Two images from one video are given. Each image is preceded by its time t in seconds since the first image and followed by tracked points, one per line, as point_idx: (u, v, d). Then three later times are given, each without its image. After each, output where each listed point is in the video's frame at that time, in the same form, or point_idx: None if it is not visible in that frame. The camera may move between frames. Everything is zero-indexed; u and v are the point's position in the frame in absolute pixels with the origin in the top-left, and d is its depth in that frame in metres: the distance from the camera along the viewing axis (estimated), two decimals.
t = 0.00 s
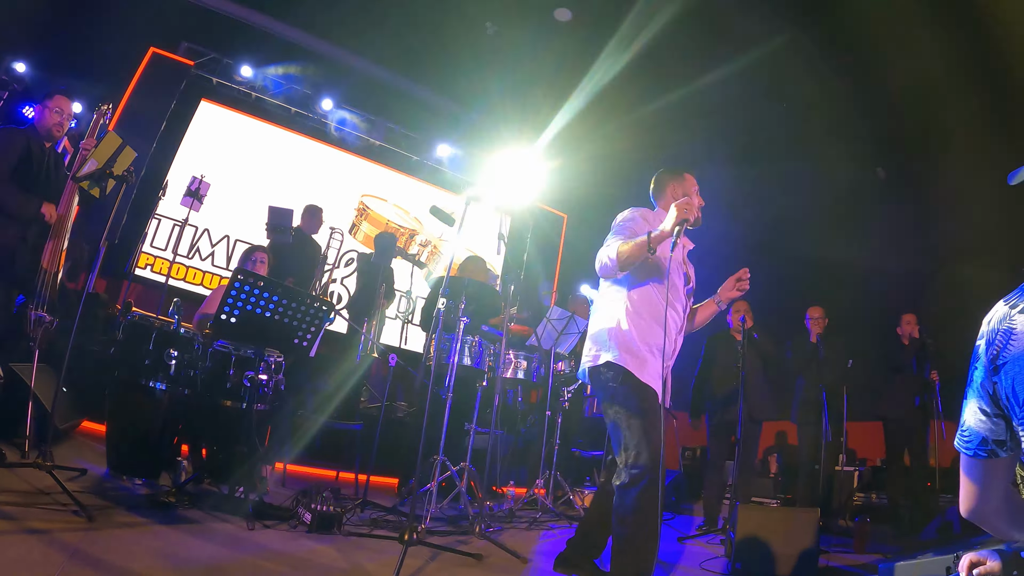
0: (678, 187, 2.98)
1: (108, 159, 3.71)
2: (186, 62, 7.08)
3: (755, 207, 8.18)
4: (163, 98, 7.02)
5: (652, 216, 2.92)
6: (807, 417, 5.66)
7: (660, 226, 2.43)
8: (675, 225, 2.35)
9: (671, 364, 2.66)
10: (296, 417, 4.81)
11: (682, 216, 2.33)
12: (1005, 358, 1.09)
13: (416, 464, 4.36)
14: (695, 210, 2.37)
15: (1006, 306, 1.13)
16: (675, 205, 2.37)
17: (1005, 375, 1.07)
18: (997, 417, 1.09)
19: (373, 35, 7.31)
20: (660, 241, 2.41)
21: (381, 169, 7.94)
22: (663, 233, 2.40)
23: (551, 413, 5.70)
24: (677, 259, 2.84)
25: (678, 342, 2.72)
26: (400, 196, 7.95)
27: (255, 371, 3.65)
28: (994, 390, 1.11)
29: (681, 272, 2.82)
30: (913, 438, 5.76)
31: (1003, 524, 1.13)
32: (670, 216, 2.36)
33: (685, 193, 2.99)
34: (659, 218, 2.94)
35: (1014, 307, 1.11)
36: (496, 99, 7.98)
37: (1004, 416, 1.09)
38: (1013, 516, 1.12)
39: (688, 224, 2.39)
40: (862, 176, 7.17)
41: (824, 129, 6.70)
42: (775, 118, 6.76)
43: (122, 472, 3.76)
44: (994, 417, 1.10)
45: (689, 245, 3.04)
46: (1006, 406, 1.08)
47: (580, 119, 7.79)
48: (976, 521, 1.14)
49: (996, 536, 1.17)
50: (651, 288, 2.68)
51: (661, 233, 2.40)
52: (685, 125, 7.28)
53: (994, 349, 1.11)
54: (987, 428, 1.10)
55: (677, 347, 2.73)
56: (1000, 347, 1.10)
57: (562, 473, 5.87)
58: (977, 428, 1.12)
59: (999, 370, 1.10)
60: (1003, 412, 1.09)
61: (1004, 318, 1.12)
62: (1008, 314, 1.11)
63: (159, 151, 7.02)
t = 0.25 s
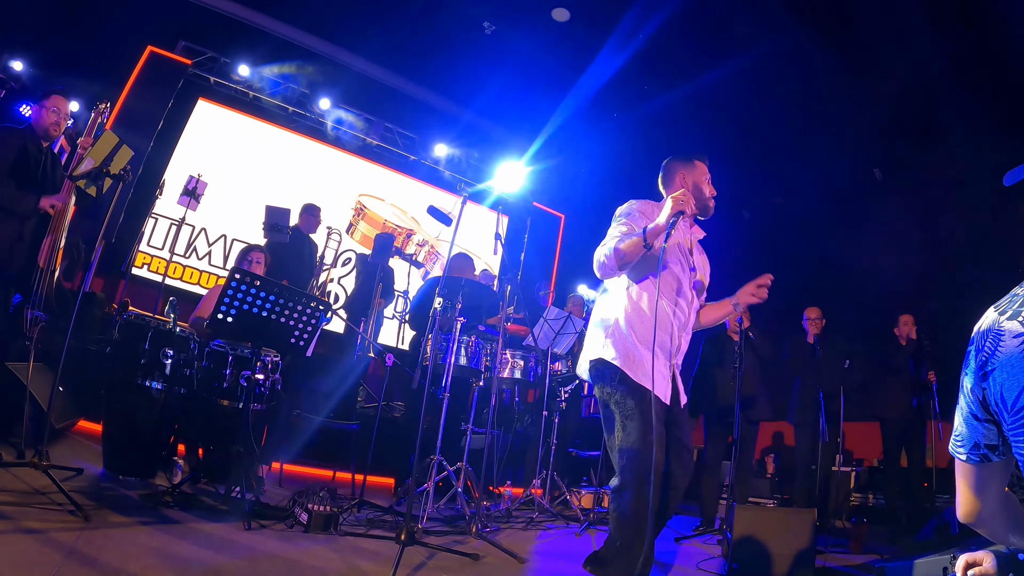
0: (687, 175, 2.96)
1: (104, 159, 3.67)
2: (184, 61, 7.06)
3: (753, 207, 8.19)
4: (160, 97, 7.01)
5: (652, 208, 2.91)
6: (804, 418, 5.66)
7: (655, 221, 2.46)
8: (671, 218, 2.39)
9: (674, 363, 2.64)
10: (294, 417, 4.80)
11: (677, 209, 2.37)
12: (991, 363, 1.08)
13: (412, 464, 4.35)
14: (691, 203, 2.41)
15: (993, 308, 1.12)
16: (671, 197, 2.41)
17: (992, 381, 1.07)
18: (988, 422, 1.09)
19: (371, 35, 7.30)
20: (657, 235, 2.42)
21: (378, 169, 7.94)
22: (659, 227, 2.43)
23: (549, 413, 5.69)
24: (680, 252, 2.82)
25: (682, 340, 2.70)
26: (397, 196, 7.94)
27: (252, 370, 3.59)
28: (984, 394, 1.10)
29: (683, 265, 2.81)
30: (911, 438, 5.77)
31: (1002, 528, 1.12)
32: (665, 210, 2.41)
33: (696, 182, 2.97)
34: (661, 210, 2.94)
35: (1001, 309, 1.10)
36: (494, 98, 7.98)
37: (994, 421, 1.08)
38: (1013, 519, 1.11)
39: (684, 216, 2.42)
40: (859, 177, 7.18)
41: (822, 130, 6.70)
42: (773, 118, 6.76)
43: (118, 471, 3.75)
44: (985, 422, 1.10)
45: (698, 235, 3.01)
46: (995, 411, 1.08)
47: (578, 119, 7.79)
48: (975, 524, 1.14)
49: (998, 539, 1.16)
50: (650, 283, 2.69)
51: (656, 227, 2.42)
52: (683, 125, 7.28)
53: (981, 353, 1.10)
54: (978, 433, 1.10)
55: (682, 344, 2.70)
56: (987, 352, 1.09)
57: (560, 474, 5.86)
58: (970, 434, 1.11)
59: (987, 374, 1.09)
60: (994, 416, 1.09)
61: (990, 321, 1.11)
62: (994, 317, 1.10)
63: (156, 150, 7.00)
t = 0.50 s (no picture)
0: (694, 172, 2.96)
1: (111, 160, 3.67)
2: (187, 61, 7.07)
3: (756, 208, 8.18)
4: (165, 97, 7.03)
5: (660, 211, 2.90)
6: (808, 418, 5.66)
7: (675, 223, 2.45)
8: (691, 217, 2.40)
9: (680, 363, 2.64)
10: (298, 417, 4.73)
11: (697, 208, 2.39)
12: (992, 371, 1.09)
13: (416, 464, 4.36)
14: (708, 203, 2.43)
15: (993, 319, 1.14)
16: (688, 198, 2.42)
17: (993, 390, 1.08)
18: (988, 430, 1.10)
19: (374, 36, 7.32)
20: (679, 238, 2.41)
21: (382, 169, 7.95)
22: (679, 228, 2.42)
23: (552, 413, 5.69)
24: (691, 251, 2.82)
25: (689, 341, 2.69)
26: (400, 196, 7.96)
27: (256, 370, 3.61)
28: (985, 403, 1.12)
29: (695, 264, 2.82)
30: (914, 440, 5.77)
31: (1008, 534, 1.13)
32: (684, 211, 2.42)
33: (703, 178, 2.96)
34: (668, 212, 2.94)
35: (1000, 319, 1.12)
36: (498, 99, 7.98)
37: (995, 428, 1.10)
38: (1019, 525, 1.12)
39: (702, 216, 2.45)
40: (862, 178, 7.18)
41: (825, 130, 6.70)
42: (776, 119, 6.76)
43: (122, 471, 3.73)
44: (987, 430, 1.11)
45: (707, 232, 3.01)
46: (996, 419, 1.09)
47: (581, 120, 7.80)
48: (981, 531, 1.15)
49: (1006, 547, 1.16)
50: (665, 286, 2.70)
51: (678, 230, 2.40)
52: (687, 126, 7.29)
53: (981, 362, 1.12)
54: (981, 441, 1.11)
55: (689, 344, 2.70)
56: (986, 361, 1.11)
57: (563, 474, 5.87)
58: (973, 441, 1.12)
59: (987, 383, 1.10)
60: (995, 424, 1.10)
61: (991, 331, 1.12)
62: (993, 328, 1.12)
63: (160, 150, 7.02)
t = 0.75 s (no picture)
0: (692, 179, 2.96)
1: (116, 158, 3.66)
2: (194, 61, 7.12)
3: (761, 208, 8.18)
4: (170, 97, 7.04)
5: (660, 218, 2.90)
6: (813, 419, 5.64)
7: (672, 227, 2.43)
8: (689, 222, 2.37)
9: (687, 365, 2.63)
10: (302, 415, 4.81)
11: (694, 214, 2.35)
12: (991, 372, 1.09)
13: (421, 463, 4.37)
14: (706, 208, 2.40)
15: (994, 321, 1.14)
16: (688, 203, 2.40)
17: (992, 389, 1.09)
18: (991, 429, 1.10)
19: (380, 35, 7.33)
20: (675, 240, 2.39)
21: (386, 169, 7.95)
22: (676, 232, 2.40)
23: (557, 413, 5.69)
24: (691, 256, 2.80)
25: (694, 344, 2.68)
26: (404, 195, 7.96)
27: (262, 369, 3.67)
28: (987, 402, 1.11)
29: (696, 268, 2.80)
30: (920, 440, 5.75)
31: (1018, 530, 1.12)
32: (682, 216, 2.39)
33: (701, 186, 2.96)
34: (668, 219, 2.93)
35: (1000, 320, 1.12)
36: (503, 99, 7.99)
37: (998, 427, 1.09)
38: None
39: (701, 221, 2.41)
40: (868, 178, 7.16)
41: (831, 130, 6.69)
42: (782, 119, 6.74)
43: (128, 470, 3.72)
44: (990, 428, 1.11)
45: (707, 239, 3.00)
46: (998, 418, 1.09)
47: (586, 120, 7.80)
48: (990, 528, 1.14)
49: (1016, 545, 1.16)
50: (666, 286, 2.68)
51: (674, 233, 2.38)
52: (691, 126, 7.28)
53: (982, 363, 1.12)
54: (985, 439, 1.11)
55: (695, 347, 2.68)
56: (986, 361, 1.11)
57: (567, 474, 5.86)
58: (977, 440, 1.12)
59: (987, 383, 1.10)
60: (997, 423, 1.09)
61: (992, 331, 1.12)
62: (994, 328, 1.12)
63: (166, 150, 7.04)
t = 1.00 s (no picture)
0: (684, 194, 2.96)
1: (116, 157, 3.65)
2: (194, 61, 7.11)
3: (761, 209, 8.19)
4: (170, 97, 7.04)
5: (661, 226, 2.89)
6: (813, 419, 5.65)
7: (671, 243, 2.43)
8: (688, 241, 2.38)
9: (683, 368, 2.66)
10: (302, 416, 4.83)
11: (693, 234, 2.37)
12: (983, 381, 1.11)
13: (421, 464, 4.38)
14: (704, 228, 2.41)
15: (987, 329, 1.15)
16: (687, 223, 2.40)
17: (986, 397, 1.10)
18: (986, 436, 1.11)
19: (380, 36, 7.33)
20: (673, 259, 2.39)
21: (386, 169, 7.95)
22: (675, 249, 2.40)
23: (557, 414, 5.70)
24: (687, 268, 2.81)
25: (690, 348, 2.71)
26: (405, 196, 7.97)
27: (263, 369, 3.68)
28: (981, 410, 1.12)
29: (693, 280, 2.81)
30: (920, 441, 5.75)
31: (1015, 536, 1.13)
32: (681, 235, 2.40)
33: (693, 199, 2.97)
34: (665, 227, 2.91)
35: (994, 328, 1.13)
36: (503, 99, 8.00)
37: (992, 434, 1.10)
38: None
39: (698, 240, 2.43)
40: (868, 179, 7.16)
41: (831, 131, 6.69)
42: (782, 120, 6.75)
43: (128, 470, 3.73)
44: (985, 436, 1.12)
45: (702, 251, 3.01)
46: (992, 425, 1.10)
47: (586, 121, 7.81)
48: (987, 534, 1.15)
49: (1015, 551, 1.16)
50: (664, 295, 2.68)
51: (673, 252, 2.39)
52: (692, 127, 7.28)
53: (976, 371, 1.13)
54: (980, 446, 1.12)
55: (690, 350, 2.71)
56: (979, 370, 1.12)
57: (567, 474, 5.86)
58: (973, 447, 1.13)
59: (980, 391, 1.12)
60: (991, 431, 1.10)
61: (985, 340, 1.14)
62: (987, 336, 1.13)
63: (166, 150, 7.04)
